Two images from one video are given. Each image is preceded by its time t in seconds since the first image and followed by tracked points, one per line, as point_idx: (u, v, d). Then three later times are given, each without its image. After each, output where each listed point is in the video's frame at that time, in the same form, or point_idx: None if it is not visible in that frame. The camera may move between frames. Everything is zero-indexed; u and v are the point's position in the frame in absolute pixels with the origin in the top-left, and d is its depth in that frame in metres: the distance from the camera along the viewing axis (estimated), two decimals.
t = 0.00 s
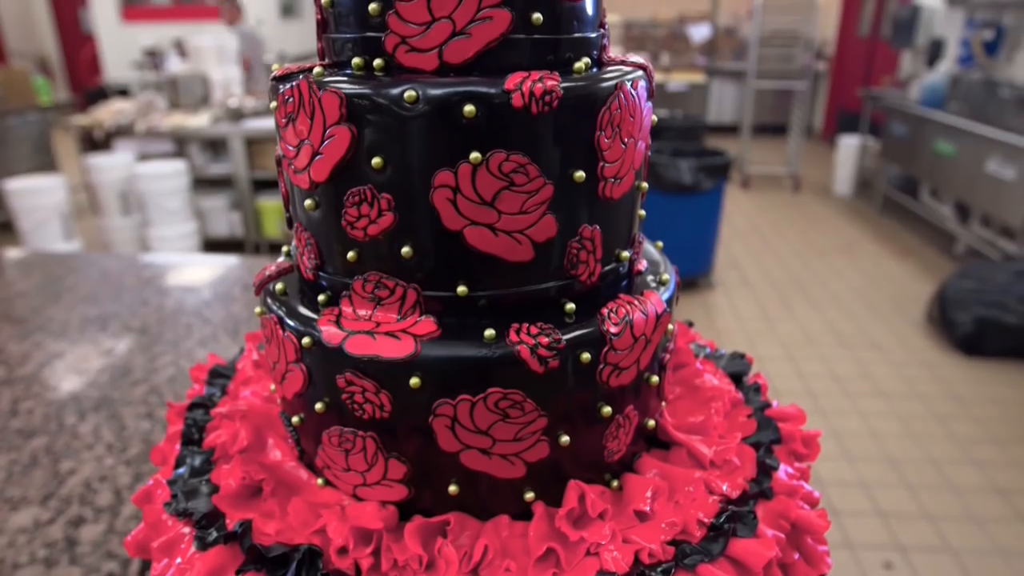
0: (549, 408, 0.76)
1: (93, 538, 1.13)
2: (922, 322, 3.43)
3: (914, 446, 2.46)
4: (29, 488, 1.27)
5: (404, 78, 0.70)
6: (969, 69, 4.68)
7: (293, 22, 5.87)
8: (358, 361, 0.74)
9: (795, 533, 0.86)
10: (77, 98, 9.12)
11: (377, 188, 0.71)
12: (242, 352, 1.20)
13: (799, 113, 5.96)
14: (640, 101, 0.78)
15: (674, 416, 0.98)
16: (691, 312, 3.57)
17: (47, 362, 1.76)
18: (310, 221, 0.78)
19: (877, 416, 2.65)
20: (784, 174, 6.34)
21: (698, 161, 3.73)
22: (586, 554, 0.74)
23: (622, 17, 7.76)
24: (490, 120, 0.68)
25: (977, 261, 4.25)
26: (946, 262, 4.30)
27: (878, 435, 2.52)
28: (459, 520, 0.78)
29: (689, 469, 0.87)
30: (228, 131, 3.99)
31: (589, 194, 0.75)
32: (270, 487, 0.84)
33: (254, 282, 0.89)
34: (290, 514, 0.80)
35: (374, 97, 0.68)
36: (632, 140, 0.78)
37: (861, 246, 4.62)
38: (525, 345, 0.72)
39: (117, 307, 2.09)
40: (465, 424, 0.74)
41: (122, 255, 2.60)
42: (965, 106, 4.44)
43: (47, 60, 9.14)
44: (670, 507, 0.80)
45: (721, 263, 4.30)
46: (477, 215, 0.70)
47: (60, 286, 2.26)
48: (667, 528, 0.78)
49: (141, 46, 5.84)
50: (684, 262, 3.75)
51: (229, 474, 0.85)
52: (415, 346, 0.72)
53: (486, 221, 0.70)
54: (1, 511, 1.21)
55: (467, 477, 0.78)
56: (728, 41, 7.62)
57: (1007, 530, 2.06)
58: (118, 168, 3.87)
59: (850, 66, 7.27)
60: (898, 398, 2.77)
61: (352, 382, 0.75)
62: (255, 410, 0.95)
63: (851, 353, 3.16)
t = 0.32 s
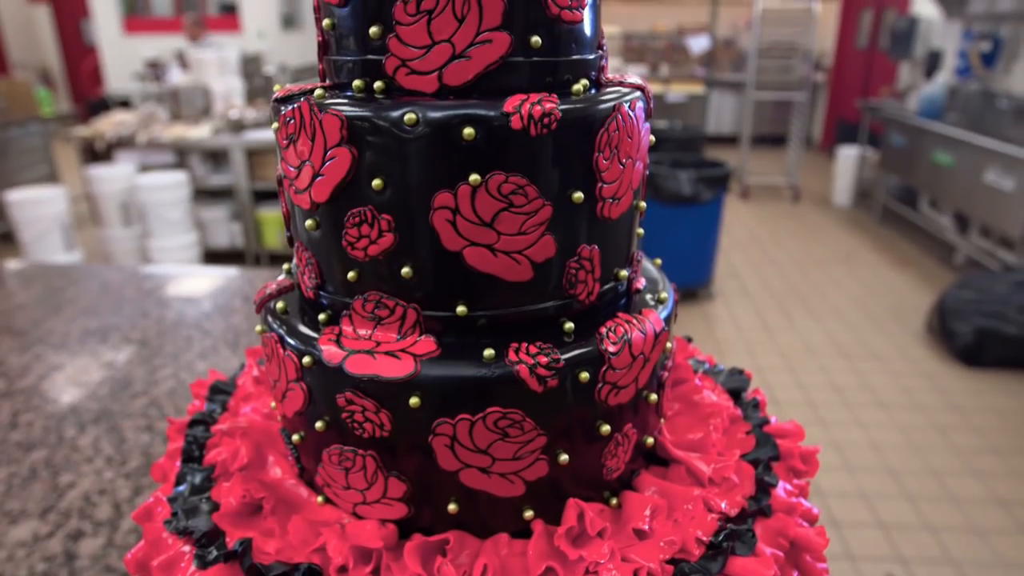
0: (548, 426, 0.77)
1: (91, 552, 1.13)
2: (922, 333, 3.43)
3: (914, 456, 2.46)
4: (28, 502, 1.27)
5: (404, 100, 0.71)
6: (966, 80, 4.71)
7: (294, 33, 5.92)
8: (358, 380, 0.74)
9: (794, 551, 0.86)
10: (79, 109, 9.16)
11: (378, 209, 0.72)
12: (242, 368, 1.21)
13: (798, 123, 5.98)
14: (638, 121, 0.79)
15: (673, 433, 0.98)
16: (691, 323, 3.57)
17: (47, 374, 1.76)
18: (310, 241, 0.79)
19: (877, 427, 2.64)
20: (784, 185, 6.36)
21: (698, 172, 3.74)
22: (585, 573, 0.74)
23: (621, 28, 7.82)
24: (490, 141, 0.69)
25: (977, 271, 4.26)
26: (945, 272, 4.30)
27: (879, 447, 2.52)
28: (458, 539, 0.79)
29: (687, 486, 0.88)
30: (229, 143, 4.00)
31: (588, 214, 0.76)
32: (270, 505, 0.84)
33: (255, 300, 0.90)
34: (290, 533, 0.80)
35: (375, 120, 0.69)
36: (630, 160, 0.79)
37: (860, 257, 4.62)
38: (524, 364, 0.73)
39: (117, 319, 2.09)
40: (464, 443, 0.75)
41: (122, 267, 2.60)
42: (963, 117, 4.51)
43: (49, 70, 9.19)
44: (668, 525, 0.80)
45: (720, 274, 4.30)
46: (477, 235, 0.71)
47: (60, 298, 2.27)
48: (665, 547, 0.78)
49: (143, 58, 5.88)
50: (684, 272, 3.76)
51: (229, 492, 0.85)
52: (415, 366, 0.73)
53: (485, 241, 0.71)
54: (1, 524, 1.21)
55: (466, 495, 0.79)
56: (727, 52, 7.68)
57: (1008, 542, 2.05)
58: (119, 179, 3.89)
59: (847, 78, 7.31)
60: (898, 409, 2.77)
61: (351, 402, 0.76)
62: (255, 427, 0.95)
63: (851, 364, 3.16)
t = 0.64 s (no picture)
0: (547, 444, 0.77)
1: (90, 565, 1.13)
2: (922, 343, 3.43)
3: (914, 467, 2.46)
4: (28, 514, 1.27)
5: (404, 121, 0.72)
6: (965, 90, 4.75)
7: (295, 44, 5.95)
8: (357, 398, 0.75)
9: (794, 568, 0.86)
10: (80, 119, 9.21)
11: (378, 228, 0.72)
12: (242, 382, 1.21)
13: (797, 133, 5.99)
14: (636, 140, 0.80)
15: (672, 449, 0.98)
16: (692, 333, 3.57)
17: (47, 386, 1.77)
18: (310, 259, 0.80)
19: (877, 437, 2.64)
20: (783, 195, 6.38)
21: (698, 182, 3.74)
22: None
23: (620, 39, 7.86)
24: (489, 162, 0.69)
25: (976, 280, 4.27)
26: (945, 282, 4.31)
27: (879, 457, 2.52)
28: (458, 556, 0.79)
29: (686, 502, 0.88)
30: (230, 153, 4.02)
31: (587, 233, 0.76)
32: (270, 522, 0.84)
33: (255, 316, 0.90)
34: (289, 550, 0.80)
35: (375, 140, 0.70)
36: (628, 179, 0.79)
37: (860, 266, 4.63)
38: (523, 383, 0.73)
39: (117, 330, 2.10)
40: (464, 461, 0.75)
41: (123, 277, 2.61)
42: (962, 127, 4.53)
43: (51, 80, 9.25)
44: (667, 541, 0.80)
45: (720, 283, 4.31)
46: (475, 255, 0.71)
47: (61, 309, 2.28)
48: (665, 564, 0.77)
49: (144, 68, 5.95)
50: (683, 283, 3.77)
51: (229, 509, 0.86)
52: (415, 384, 0.73)
53: (484, 260, 0.72)
54: None
55: (465, 512, 0.79)
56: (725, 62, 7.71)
57: (1009, 552, 2.05)
58: (120, 189, 3.90)
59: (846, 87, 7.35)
60: (899, 419, 2.77)
61: (351, 420, 0.76)
62: (255, 443, 0.95)
63: (851, 374, 3.16)
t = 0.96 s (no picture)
0: (545, 459, 0.77)
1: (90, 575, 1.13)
2: (921, 351, 3.43)
3: (915, 476, 2.45)
4: (27, 524, 1.27)
5: (404, 139, 0.72)
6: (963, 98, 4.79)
7: (294, 52, 5.96)
8: (357, 414, 0.75)
9: None
10: (80, 127, 9.24)
11: (378, 244, 0.73)
12: (242, 395, 1.21)
13: (796, 141, 6.00)
14: (634, 157, 0.81)
15: (670, 462, 0.99)
16: (691, 341, 3.58)
17: (47, 395, 1.77)
18: (311, 274, 0.80)
19: (877, 446, 2.64)
20: (782, 202, 6.38)
21: (697, 190, 3.75)
22: None
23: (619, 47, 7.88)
24: (489, 179, 0.70)
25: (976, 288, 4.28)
26: (945, 289, 4.32)
27: (880, 466, 2.52)
28: (458, 571, 0.79)
29: (684, 516, 0.88)
30: (230, 161, 4.03)
31: (585, 249, 0.77)
32: (270, 536, 0.85)
33: (256, 330, 0.91)
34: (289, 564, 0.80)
35: (375, 157, 0.70)
36: (626, 195, 0.80)
37: (860, 274, 4.63)
38: (522, 399, 0.74)
39: (118, 339, 2.10)
40: (463, 476, 0.75)
41: (123, 286, 2.62)
42: (960, 135, 4.50)
43: (52, 88, 9.31)
44: (666, 556, 0.80)
45: (719, 291, 4.31)
46: (475, 271, 0.72)
47: (61, 317, 2.28)
48: None
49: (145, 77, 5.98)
50: (683, 291, 3.77)
51: (229, 523, 0.86)
52: (415, 400, 0.73)
53: (484, 277, 0.72)
54: None
55: (464, 527, 0.79)
56: (725, 71, 7.72)
57: (1010, 561, 2.05)
58: (120, 197, 3.91)
59: (845, 94, 7.37)
60: (899, 428, 2.76)
61: (351, 435, 0.76)
62: (255, 456, 0.96)
63: (851, 382, 3.15)
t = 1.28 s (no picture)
0: (544, 477, 0.77)
1: None
2: (922, 360, 3.44)
3: (916, 486, 2.45)
4: (26, 537, 1.27)
5: (404, 160, 0.73)
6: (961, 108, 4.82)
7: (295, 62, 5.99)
8: (357, 432, 0.75)
9: None
10: (81, 137, 9.29)
11: (378, 264, 0.74)
12: (242, 410, 1.21)
13: (795, 151, 6.02)
14: (633, 176, 0.81)
15: (669, 478, 0.99)
16: (691, 351, 3.58)
17: (46, 407, 1.77)
18: (311, 292, 0.81)
19: (878, 455, 2.64)
20: (782, 212, 6.40)
21: (697, 200, 3.76)
22: None
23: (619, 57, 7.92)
24: (488, 200, 0.70)
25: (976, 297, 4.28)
26: (945, 299, 4.32)
27: (880, 476, 2.51)
28: None
29: (683, 533, 0.88)
30: (231, 171, 4.05)
31: (584, 268, 0.77)
32: (269, 553, 0.85)
33: (257, 347, 0.91)
34: None
35: (375, 178, 0.71)
36: (624, 215, 0.81)
37: (860, 284, 4.63)
38: (520, 417, 0.74)
39: (118, 350, 2.11)
40: (461, 493, 0.76)
41: (124, 296, 2.63)
42: (959, 145, 4.54)
43: (53, 98, 9.38)
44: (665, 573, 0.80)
45: (719, 301, 4.32)
46: (474, 290, 0.72)
47: (62, 328, 2.29)
48: None
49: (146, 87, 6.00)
50: (682, 301, 3.78)
51: (229, 540, 0.86)
52: (414, 419, 0.74)
53: (483, 296, 0.73)
54: None
55: (464, 544, 0.79)
56: (724, 81, 7.80)
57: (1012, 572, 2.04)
58: (121, 207, 3.92)
59: (844, 104, 7.40)
60: (899, 437, 2.76)
61: (351, 453, 0.77)
62: (256, 472, 0.96)
63: (851, 392, 3.15)
